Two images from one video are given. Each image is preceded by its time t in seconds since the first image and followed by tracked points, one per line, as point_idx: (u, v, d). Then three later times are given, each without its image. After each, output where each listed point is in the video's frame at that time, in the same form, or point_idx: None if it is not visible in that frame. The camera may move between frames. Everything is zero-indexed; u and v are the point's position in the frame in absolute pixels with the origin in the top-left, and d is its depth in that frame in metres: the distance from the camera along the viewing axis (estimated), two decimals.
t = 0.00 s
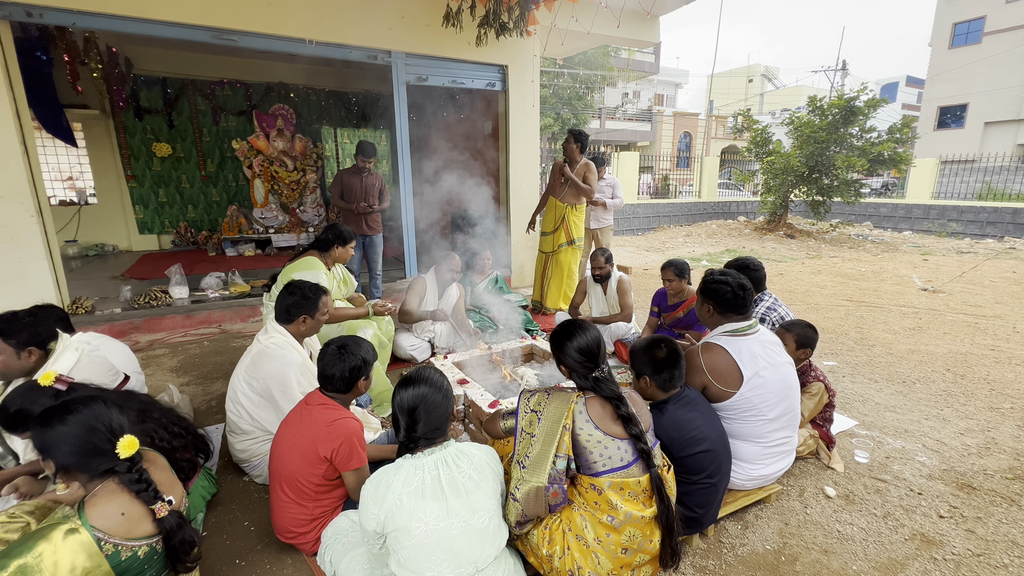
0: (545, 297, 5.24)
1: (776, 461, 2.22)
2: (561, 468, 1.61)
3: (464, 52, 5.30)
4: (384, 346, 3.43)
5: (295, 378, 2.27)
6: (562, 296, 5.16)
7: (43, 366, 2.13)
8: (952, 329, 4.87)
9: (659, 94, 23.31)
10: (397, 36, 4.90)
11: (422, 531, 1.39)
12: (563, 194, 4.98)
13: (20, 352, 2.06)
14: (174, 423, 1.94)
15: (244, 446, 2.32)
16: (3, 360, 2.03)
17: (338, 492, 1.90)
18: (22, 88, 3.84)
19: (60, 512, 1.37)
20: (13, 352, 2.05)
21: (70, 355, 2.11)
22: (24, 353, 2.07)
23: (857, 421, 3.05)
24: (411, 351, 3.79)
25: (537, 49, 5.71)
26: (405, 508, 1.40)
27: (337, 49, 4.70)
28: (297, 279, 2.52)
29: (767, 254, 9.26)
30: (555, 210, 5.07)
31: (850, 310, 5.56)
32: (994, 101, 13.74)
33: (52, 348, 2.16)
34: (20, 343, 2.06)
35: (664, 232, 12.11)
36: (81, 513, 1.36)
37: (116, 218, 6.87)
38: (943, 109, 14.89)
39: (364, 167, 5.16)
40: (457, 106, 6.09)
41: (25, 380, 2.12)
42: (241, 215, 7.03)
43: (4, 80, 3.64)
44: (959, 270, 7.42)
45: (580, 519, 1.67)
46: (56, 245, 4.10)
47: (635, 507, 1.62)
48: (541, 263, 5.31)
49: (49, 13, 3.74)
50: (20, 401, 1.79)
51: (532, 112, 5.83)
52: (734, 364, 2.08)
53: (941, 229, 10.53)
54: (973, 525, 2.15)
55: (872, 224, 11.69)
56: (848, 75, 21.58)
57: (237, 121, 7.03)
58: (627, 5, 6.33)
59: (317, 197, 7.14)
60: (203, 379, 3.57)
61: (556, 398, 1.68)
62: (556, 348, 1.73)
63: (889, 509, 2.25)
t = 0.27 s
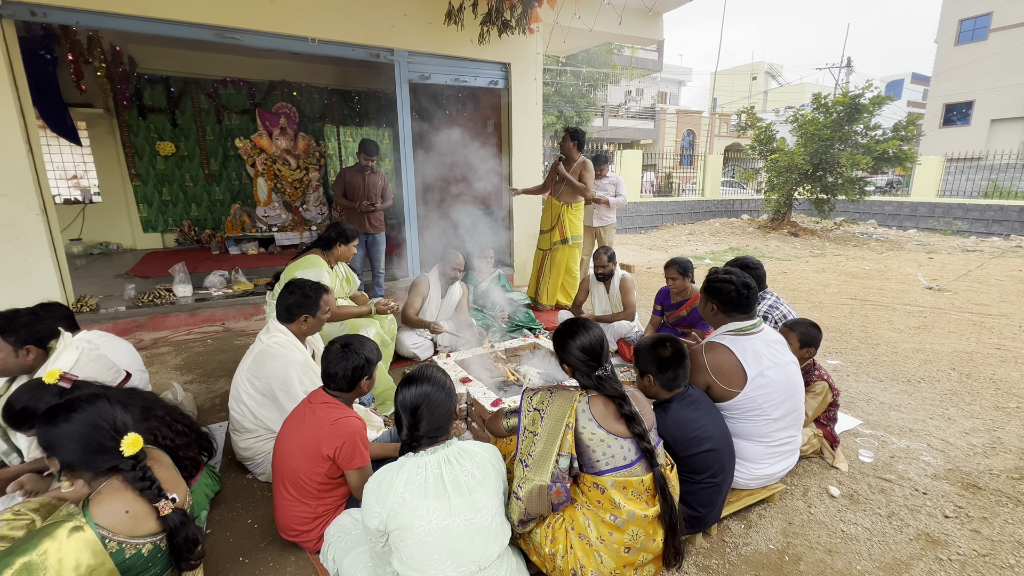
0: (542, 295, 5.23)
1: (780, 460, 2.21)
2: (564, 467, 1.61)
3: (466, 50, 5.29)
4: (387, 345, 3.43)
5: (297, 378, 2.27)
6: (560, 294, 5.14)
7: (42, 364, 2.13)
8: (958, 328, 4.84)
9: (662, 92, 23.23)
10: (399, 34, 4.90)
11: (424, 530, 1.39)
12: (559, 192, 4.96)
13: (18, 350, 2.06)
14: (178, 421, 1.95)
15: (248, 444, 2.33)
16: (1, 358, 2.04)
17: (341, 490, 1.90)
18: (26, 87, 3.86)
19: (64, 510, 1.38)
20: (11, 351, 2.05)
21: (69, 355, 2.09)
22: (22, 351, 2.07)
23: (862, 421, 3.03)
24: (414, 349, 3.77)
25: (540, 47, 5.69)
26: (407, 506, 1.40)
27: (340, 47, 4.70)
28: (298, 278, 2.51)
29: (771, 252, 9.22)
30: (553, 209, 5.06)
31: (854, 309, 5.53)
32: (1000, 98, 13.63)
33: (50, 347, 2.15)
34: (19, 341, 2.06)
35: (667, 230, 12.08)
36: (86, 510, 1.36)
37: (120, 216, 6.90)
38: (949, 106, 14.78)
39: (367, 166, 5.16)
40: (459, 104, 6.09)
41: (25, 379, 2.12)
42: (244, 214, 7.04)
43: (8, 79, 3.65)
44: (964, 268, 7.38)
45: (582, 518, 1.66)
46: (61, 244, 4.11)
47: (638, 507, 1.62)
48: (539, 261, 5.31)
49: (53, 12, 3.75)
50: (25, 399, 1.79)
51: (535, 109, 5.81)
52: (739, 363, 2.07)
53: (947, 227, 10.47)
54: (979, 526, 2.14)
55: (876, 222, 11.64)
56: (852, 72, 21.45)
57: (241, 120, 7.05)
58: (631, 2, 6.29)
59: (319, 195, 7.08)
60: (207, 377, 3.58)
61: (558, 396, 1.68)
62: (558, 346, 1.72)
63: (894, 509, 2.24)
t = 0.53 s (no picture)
0: (538, 295, 5.21)
1: (783, 460, 2.20)
2: (566, 466, 1.61)
3: (469, 48, 5.28)
4: (389, 343, 3.44)
5: (299, 377, 2.27)
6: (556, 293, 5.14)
7: (46, 361, 2.15)
8: (963, 327, 4.81)
9: (665, 90, 23.17)
10: (402, 32, 4.89)
11: (427, 528, 1.40)
12: (547, 191, 5.00)
13: (22, 348, 2.07)
14: (182, 420, 1.96)
15: (251, 442, 2.33)
16: (4, 357, 2.04)
17: (344, 488, 1.90)
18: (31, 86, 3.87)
19: (69, 508, 1.38)
20: (14, 349, 2.06)
21: (73, 352, 2.11)
22: (25, 349, 2.08)
23: (866, 420, 3.02)
24: (416, 348, 3.77)
25: (543, 45, 5.68)
26: (410, 505, 1.40)
27: (342, 45, 4.69)
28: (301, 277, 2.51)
29: (774, 251, 9.18)
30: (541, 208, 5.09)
31: (858, 308, 5.51)
32: (1007, 94, 13.52)
33: (53, 345, 2.17)
34: (22, 340, 2.07)
35: (670, 229, 12.05)
36: (90, 509, 1.37)
37: (124, 215, 6.93)
38: (954, 103, 14.68)
39: (370, 164, 5.16)
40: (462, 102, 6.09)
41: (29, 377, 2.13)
42: (247, 212, 7.04)
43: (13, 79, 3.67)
44: (969, 267, 7.33)
45: (585, 517, 1.66)
46: (66, 242, 4.13)
47: (640, 506, 1.62)
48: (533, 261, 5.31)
49: (57, 12, 3.76)
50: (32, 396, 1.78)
51: (537, 107, 5.82)
52: (742, 362, 2.06)
53: (952, 225, 10.41)
54: (984, 525, 2.13)
55: (881, 220, 11.58)
56: (857, 69, 21.31)
57: (244, 119, 7.06)
58: None
59: (322, 193, 7.06)
60: (210, 375, 3.59)
61: (561, 395, 1.68)
62: (561, 345, 1.72)
63: (898, 509, 2.23)
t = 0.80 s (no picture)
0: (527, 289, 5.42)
1: (786, 460, 2.19)
2: (568, 467, 1.61)
3: (471, 48, 5.28)
4: (391, 343, 3.45)
5: (301, 377, 2.28)
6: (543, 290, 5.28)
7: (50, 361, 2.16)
8: (968, 326, 4.78)
9: (668, 88, 23.11)
10: (404, 32, 4.90)
11: (429, 528, 1.40)
12: (526, 193, 5.26)
13: (27, 348, 2.08)
14: (186, 424, 1.96)
15: (253, 442, 2.35)
16: (9, 358, 2.05)
17: (347, 488, 1.91)
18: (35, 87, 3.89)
19: (74, 507, 1.39)
20: (18, 349, 2.07)
21: (76, 351, 2.15)
22: (29, 349, 2.09)
23: (869, 420, 3.01)
24: (419, 347, 3.78)
25: (545, 44, 5.67)
26: (412, 505, 1.40)
27: (344, 45, 4.70)
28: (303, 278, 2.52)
29: (777, 250, 9.15)
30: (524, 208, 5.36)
31: (862, 307, 5.48)
32: (1012, 92, 13.43)
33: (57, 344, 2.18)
34: (26, 340, 2.08)
35: (672, 228, 12.03)
36: (94, 508, 1.38)
37: (128, 215, 6.95)
38: (959, 101, 14.60)
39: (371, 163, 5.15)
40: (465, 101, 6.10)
41: (33, 377, 2.14)
42: (250, 212, 7.04)
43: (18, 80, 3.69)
44: (974, 266, 7.29)
45: (587, 517, 1.66)
46: (70, 242, 4.15)
47: (642, 506, 1.62)
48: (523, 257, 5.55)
49: (61, 13, 3.78)
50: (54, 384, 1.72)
51: (540, 107, 5.82)
52: (745, 362, 2.06)
53: (957, 224, 10.35)
54: (988, 526, 2.12)
55: (885, 219, 11.53)
56: (861, 67, 21.21)
57: (247, 119, 7.09)
58: None
59: (325, 193, 7.11)
60: (214, 374, 3.60)
61: (563, 395, 1.68)
62: (562, 346, 1.72)
63: (901, 509, 2.22)
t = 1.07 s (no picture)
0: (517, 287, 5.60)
1: (790, 460, 2.19)
2: (572, 467, 1.61)
3: (474, 48, 5.29)
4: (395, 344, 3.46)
5: (305, 378, 2.29)
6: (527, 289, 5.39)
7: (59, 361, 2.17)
8: (974, 327, 4.75)
9: (671, 89, 23.10)
10: (408, 34, 4.91)
11: (433, 527, 1.40)
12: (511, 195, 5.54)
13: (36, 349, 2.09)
14: (192, 425, 1.98)
15: (258, 442, 2.36)
16: (21, 359, 2.07)
17: (351, 487, 1.91)
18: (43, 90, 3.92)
19: (81, 506, 1.39)
20: (29, 350, 2.08)
21: (84, 352, 2.15)
22: (40, 349, 2.11)
23: (874, 421, 3.00)
24: (423, 348, 3.80)
25: (548, 45, 5.68)
26: (416, 504, 1.40)
27: (348, 47, 4.72)
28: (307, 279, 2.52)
29: (782, 250, 9.12)
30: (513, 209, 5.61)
31: (867, 308, 5.46)
32: (1019, 91, 13.34)
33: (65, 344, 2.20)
34: (34, 341, 2.09)
35: (676, 228, 12.01)
36: (101, 506, 1.38)
37: (134, 216, 6.99)
38: (965, 101, 14.52)
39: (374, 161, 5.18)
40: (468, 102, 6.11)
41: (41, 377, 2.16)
42: (255, 213, 7.06)
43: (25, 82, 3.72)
44: (980, 266, 7.25)
45: (591, 518, 1.66)
46: (77, 243, 4.18)
47: (646, 507, 1.61)
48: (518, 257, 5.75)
49: (68, 16, 3.81)
50: (66, 382, 1.73)
51: (543, 107, 5.82)
52: (749, 362, 2.05)
53: (963, 224, 10.28)
54: (995, 528, 2.10)
55: (890, 219, 11.48)
56: (866, 67, 21.12)
57: (251, 120, 7.12)
58: None
59: (329, 194, 7.14)
60: (219, 375, 3.62)
61: (566, 396, 1.68)
62: (565, 346, 1.72)
63: (907, 510, 2.21)
